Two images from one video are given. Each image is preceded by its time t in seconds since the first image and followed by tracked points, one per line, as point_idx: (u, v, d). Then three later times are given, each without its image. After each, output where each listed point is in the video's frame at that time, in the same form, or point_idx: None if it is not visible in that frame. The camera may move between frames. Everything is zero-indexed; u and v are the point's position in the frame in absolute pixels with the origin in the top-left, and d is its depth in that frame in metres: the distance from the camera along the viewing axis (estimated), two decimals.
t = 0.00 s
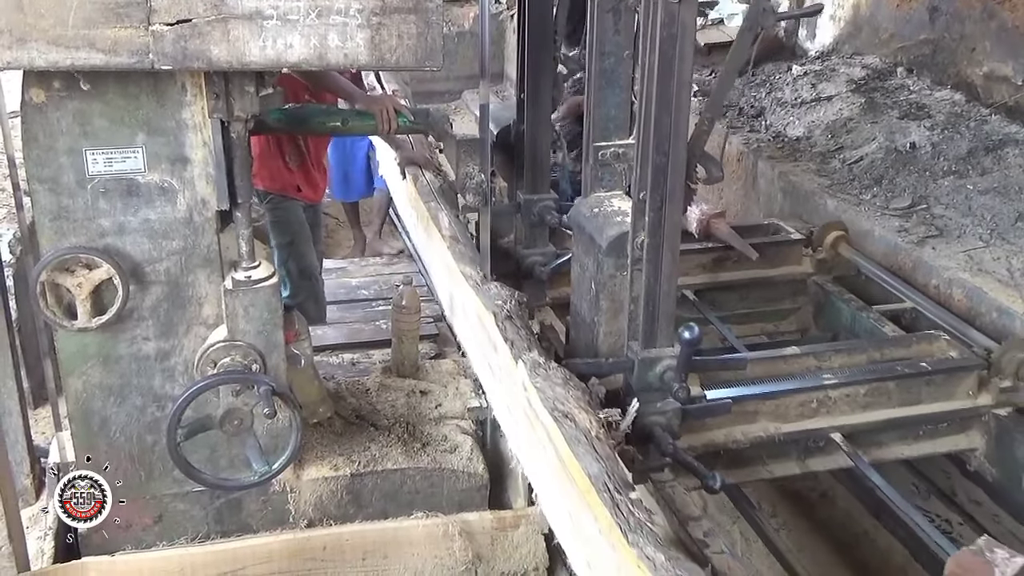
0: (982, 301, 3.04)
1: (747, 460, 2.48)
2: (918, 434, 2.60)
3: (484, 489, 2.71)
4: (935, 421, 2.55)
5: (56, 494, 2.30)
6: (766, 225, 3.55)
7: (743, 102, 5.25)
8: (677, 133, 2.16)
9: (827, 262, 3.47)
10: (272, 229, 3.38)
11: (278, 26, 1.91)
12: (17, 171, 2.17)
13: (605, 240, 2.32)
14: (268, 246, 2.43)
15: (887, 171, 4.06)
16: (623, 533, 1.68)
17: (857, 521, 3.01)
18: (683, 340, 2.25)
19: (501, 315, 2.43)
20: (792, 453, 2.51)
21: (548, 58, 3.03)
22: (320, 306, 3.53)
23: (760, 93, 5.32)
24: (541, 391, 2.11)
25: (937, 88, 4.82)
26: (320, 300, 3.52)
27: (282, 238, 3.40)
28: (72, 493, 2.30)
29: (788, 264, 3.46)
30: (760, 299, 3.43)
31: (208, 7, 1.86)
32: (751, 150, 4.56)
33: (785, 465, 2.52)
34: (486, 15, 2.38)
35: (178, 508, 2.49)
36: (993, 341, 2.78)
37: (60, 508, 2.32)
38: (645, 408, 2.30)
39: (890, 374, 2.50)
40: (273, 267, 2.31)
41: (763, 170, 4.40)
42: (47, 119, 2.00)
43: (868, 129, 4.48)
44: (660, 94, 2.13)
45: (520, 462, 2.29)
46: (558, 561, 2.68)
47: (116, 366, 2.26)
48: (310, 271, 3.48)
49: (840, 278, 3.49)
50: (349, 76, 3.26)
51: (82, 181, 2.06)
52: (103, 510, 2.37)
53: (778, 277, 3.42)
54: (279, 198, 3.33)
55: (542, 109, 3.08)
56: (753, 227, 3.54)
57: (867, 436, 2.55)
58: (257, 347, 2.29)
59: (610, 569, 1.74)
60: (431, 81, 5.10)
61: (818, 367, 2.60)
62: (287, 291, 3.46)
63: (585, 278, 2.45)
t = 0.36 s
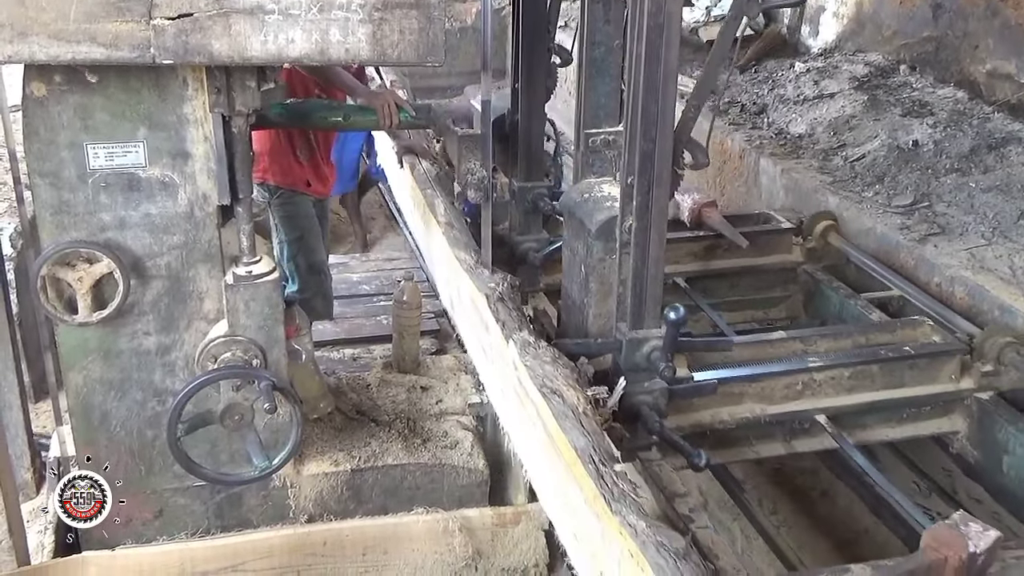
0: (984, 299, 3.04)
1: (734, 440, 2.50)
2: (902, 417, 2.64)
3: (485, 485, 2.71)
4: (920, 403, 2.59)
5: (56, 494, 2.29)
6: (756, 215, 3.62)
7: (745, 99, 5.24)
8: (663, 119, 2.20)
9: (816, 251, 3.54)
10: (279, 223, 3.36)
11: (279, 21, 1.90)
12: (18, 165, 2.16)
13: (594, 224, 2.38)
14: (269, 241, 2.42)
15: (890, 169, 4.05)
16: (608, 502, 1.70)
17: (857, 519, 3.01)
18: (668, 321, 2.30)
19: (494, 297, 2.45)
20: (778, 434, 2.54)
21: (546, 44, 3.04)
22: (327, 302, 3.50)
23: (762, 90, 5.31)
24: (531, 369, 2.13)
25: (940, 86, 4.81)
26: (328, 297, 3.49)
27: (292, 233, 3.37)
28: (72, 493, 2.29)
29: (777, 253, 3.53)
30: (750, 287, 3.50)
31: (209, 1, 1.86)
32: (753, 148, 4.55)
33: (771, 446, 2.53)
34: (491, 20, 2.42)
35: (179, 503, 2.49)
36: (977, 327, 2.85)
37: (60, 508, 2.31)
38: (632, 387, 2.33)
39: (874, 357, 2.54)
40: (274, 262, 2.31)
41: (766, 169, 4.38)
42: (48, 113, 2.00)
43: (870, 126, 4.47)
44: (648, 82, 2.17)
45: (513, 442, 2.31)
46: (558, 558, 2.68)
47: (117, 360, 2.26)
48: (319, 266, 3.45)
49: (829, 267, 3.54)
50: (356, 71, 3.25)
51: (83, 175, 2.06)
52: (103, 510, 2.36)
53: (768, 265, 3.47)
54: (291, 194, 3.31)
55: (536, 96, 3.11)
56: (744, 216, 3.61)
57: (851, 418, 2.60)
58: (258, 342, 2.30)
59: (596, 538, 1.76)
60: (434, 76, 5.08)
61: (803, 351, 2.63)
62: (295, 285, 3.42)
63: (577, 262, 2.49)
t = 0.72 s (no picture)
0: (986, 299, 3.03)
1: (726, 425, 2.54)
2: (890, 405, 2.66)
3: (486, 483, 2.71)
4: (908, 391, 2.59)
5: (57, 494, 2.30)
6: (751, 207, 3.62)
7: (748, 97, 5.23)
8: (654, 107, 2.17)
9: (808, 244, 3.55)
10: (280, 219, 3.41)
11: (282, 17, 1.90)
12: (21, 161, 2.16)
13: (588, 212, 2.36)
14: (271, 237, 2.42)
15: (893, 168, 4.05)
16: (596, 482, 1.69)
17: (857, 518, 3.01)
18: (659, 306, 2.27)
19: (489, 285, 2.44)
20: (768, 421, 2.58)
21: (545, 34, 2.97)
22: (331, 300, 3.48)
23: (766, 88, 5.30)
24: (523, 352, 2.12)
25: (943, 85, 4.80)
26: (331, 295, 3.47)
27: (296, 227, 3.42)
28: (72, 493, 2.29)
29: (770, 245, 3.53)
30: (743, 278, 3.53)
31: None
32: (756, 146, 4.54)
33: (761, 432, 2.58)
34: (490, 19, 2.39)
35: (180, 499, 2.49)
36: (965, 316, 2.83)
37: (60, 508, 2.32)
38: (624, 372, 2.32)
39: (862, 346, 2.54)
40: (277, 259, 2.31)
41: (769, 168, 4.37)
42: (52, 109, 1.99)
43: (873, 125, 4.47)
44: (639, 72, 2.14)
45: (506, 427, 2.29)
46: (559, 556, 2.68)
47: (118, 357, 2.25)
48: (322, 262, 3.46)
49: (822, 259, 3.56)
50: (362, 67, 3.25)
51: (86, 171, 2.06)
52: (103, 510, 2.36)
53: (761, 257, 3.50)
54: (294, 189, 3.38)
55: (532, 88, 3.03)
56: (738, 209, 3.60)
57: (840, 406, 2.62)
58: (260, 339, 2.30)
59: (586, 516, 1.75)
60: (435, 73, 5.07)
61: (794, 341, 2.64)
62: (298, 281, 3.45)
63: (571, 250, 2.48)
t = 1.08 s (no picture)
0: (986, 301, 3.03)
1: (716, 415, 2.48)
2: (877, 394, 2.62)
3: (485, 481, 2.71)
4: (895, 379, 2.57)
5: (56, 494, 2.31)
6: (743, 202, 3.66)
7: (749, 97, 5.23)
8: (644, 99, 2.19)
9: (800, 238, 3.56)
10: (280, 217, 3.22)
11: (283, 16, 1.90)
12: (21, 159, 2.16)
13: (578, 203, 2.36)
14: (271, 236, 2.42)
15: (893, 168, 4.05)
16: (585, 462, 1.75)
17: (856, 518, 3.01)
18: (648, 295, 2.28)
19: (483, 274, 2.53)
20: (757, 409, 2.52)
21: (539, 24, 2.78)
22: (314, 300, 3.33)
23: (766, 88, 5.30)
24: (516, 339, 2.18)
25: (944, 85, 4.81)
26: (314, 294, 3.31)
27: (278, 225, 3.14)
28: (72, 493, 2.31)
29: (762, 238, 3.55)
30: (735, 271, 3.55)
31: None
32: (757, 145, 4.54)
33: (750, 421, 2.52)
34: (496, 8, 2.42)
35: (179, 497, 2.49)
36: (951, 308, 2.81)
37: (60, 508, 2.33)
38: (614, 359, 2.33)
39: (850, 335, 2.53)
40: (276, 257, 2.31)
41: (770, 168, 4.36)
42: (53, 107, 2.00)
43: (874, 124, 4.47)
44: (628, 67, 2.17)
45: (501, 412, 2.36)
46: (559, 555, 2.68)
47: (119, 354, 2.26)
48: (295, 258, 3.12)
49: (813, 252, 3.57)
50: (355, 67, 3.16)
51: (87, 169, 2.06)
52: (103, 510, 2.38)
53: (753, 250, 3.52)
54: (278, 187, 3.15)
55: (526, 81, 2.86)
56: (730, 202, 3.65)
57: (830, 395, 2.58)
58: (260, 337, 2.30)
59: (577, 497, 1.81)
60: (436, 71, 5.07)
61: (783, 331, 2.64)
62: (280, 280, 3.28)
63: (559, 238, 2.48)
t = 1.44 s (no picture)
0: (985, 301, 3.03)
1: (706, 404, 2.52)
2: (865, 385, 2.64)
3: (485, 481, 2.71)
4: (883, 370, 2.59)
5: (57, 494, 2.32)
6: (735, 197, 3.69)
7: (749, 97, 5.23)
8: (636, 91, 2.20)
9: (792, 232, 3.57)
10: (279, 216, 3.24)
11: (285, 15, 1.90)
12: (22, 157, 2.16)
13: (572, 195, 2.35)
14: (272, 235, 2.43)
15: (892, 169, 4.05)
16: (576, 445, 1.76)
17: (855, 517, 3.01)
18: (639, 285, 2.32)
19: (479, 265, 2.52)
20: (748, 399, 2.55)
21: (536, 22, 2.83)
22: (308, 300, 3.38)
23: (766, 88, 5.30)
24: (509, 327, 2.19)
25: (944, 86, 4.81)
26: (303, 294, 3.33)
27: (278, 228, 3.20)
28: (72, 493, 2.32)
29: (754, 234, 3.59)
30: (726, 265, 3.61)
31: None
32: (756, 146, 4.54)
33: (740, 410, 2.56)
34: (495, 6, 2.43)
35: (179, 496, 2.50)
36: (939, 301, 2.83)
37: (60, 508, 2.34)
38: (605, 348, 2.36)
39: (838, 327, 2.56)
40: (277, 255, 2.31)
41: (770, 169, 4.36)
42: (54, 105, 2.00)
43: (873, 126, 4.47)
44: (620, 60, 2.17)
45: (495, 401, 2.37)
46: (558, 554, 2.68)
47: (119, 353, 2.26)
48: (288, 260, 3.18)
49: (805, 247, 3.59)
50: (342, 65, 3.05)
51: (88, 168, 2.06)
52: (103, 510, 2.39)
53: (745, 244, 3.57)
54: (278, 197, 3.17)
55: (523, 77, 2.92)
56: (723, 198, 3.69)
57: (817, 385, 2.61)
58: (260, 335, 2.30)
59: (567, 478, 1.83)
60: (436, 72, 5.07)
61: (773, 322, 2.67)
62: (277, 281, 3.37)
63: (552, 231, 2.48)
